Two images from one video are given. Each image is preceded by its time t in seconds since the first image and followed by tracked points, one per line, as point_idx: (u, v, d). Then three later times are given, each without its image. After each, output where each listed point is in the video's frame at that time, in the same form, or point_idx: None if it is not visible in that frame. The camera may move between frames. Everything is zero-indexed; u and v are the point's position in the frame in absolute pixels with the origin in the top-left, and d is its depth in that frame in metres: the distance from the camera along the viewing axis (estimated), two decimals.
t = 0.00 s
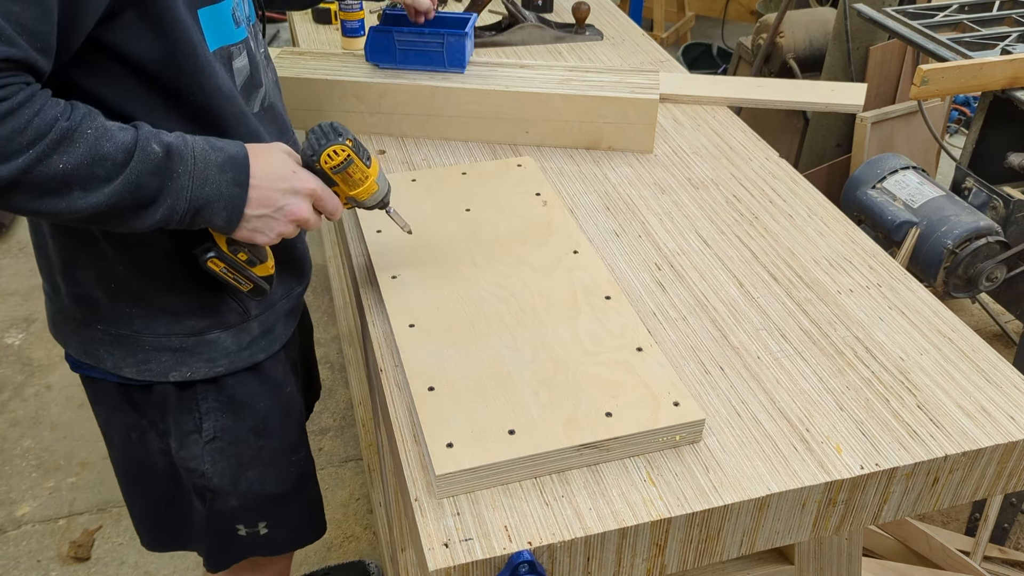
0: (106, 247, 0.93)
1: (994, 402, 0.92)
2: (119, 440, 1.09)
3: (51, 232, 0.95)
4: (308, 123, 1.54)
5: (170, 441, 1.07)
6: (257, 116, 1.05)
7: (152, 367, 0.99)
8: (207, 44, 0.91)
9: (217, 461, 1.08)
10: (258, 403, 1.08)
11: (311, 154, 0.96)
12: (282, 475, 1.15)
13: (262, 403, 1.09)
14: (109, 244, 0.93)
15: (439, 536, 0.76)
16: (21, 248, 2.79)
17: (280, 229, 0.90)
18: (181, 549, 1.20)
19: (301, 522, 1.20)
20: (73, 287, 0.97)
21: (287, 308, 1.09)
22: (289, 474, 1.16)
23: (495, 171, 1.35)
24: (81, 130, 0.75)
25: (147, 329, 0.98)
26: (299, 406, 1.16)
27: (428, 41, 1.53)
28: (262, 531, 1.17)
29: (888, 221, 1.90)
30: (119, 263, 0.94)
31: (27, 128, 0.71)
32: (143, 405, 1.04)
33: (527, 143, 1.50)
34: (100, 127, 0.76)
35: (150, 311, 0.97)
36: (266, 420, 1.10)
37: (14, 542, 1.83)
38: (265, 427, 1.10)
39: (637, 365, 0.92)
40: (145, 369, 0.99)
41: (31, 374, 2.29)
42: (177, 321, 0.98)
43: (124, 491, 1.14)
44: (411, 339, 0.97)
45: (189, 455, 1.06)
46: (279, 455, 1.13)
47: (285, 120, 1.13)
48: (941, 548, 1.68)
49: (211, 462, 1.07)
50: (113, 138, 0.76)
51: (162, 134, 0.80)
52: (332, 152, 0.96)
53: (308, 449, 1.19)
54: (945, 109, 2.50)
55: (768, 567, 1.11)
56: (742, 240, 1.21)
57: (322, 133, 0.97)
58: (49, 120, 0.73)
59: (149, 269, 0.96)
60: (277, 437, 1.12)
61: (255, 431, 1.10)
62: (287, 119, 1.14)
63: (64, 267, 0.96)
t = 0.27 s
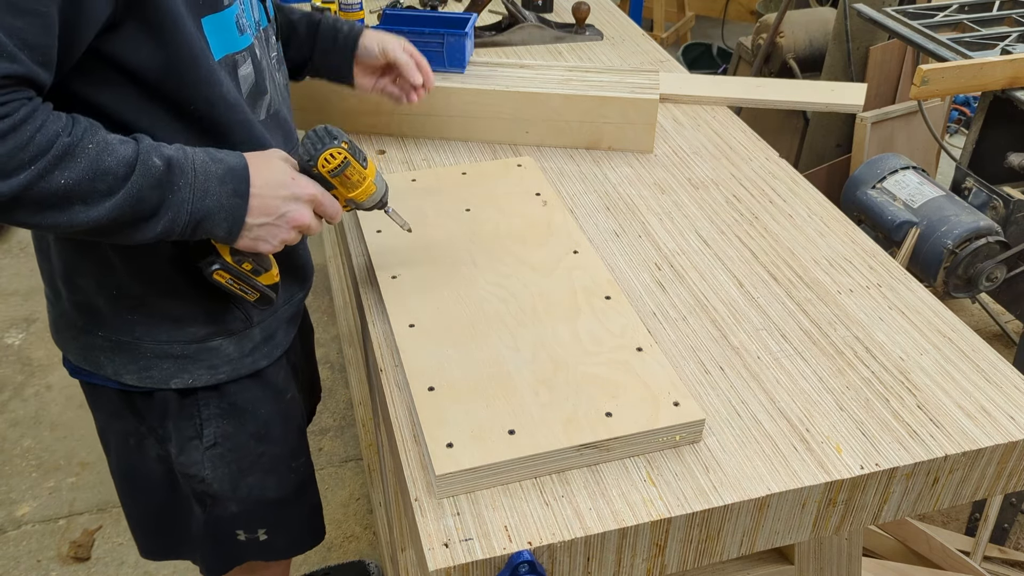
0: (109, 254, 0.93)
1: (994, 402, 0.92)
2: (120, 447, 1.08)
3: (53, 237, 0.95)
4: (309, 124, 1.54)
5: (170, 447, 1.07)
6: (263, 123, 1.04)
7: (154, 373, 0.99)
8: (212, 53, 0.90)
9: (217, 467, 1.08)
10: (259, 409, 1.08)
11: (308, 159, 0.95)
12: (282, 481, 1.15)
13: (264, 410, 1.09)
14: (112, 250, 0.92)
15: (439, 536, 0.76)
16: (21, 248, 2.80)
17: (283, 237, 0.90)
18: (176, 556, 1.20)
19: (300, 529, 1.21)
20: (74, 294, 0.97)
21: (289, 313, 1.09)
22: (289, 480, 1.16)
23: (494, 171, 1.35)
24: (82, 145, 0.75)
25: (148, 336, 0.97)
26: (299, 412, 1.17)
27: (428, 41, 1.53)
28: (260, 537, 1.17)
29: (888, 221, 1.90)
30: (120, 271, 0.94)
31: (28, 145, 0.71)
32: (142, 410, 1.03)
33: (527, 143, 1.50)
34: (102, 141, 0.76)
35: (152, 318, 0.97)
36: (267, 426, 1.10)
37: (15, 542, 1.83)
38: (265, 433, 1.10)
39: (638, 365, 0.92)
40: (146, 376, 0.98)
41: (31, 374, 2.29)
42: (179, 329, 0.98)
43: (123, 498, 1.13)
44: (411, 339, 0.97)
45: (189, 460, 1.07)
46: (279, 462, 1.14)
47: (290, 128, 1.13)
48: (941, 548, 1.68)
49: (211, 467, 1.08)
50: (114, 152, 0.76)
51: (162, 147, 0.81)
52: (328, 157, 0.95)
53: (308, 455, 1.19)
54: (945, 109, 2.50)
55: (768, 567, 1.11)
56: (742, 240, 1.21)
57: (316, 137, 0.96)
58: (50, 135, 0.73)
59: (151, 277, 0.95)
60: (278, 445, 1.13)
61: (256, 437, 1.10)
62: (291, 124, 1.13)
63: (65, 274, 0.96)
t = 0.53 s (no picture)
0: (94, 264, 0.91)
1: (994, 403, 0.92)
2: (107, 457, 1.07)
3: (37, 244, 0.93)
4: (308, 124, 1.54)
5: (161, 455, 1.06)
6: (257, 136, 1.03)
7: (139, 385, 0.97)
8: (207, 63, 0.90)
9: (208, 477, 1.07)
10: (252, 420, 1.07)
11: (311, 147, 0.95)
12: (275, 493, 1.14)
13: (256, 421, 1.07)
14: (97, 256, 0.91)
15: (439, 536, 0.76)
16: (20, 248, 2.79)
17: (299, 228, 0.90)
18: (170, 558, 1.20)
19: (293, 540, 1.20)
20: (59, 301, 0.95)
21: (282, 328, 1.08)
22: (282, 491, 1.15)
23: (494, 171, 1.35)
24: (90, 149, 0.74)
25: (134, 347, 0.96)
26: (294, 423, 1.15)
27: (428, 41, 1.53)
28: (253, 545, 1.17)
29: (887, 221, 1.90)
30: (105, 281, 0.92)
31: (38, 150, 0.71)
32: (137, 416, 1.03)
33: (527, 143, 1.50)
34: (110, 145, 0.76)
35: (138, 330, 0.95)
36: (259, 439, 1.09)
37: (15, 542, 1.83)
38: (257, 445, 1.09)
39: (638, 366, 0.92)
40: (129, 388, 0.97)
41: (31, 374, 2.29)
42: (165, 342, 0.96)
43: (113, 506, 1.12)
44: (412, 339, 0.97)
45: (179, 469, 1.06)
46: (273, 473, 1.12)
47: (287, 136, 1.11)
48: (941, 548, 1.68)
49: (202, 477, 1.07)
50: (122, 155, 0.76)
51: (171, 148, 0.80)
52: (332, 142, 0.95)
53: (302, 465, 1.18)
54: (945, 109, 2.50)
55: (767, 567, 1.11)
56: (742, 240, 1.21)
57: (316, 122, 0.96)
58: (58, 140, 0.73)
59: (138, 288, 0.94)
60: (271, 456, 1.11)
61: (248, 448, 1.08)
62: (287, 133, 1.12)
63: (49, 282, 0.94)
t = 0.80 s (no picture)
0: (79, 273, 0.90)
1: (994, 402, 0.92)
2: (95, 468, 1.06)
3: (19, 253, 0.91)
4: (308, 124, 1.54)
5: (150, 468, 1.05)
6: (257, 149, 1.01)
7: (123, 398, 0.96)
8: (209, 74, 0.88)
9: (197, 490, 1.06)
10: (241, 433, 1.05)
11: (320, 150, 0.96)
12: (266, 506, 1.12)
13: (247, 436, 1.06)
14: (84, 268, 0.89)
15: (439, 536, 0.76)
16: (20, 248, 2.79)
17: (314, 232, 0.89)
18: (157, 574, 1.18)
19: (282, 554, 1.18)
20: (42, 310, 0.93)
21: (275, 344, 1.06)
22: (273, 505, 1.13)
23: (494, 171, 1.35)
24: (111, 160, 0.74)
25: (119, 360, 0.94)
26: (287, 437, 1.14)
27: (428, 41, 1.53)
28: (242, 558, 1.14)
29: (888, 221, 1.90)
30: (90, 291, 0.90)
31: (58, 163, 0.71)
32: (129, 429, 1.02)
33: (527, 143, 1.50)
34: (129, 155, 0.75)
35: (124, 343, 0.94)
36: (251, 452, 1.07)
37: (15, 542, 1.83)
38: (248, 459, 1.07)
39: (638, 366, 0.92)
40: (113, 401, 0.96)
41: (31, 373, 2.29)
42: (150, 355, 0.95)
43: (100, 517, 1.12)
44: (412, 339, 0.97)
45: (167, 483, 1.05)
46: (262, 488, 1.11)
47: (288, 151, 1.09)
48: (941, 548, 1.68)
49: (191, 490, 1.05)
50: (142, 165, 0.76)
51: (189, 156, 0.80)
52: (340, 145, 0.97)
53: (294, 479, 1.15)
54: (945, 109, 2.50)
55: (767, 567, 1.11)
56: (742, 240, 1.21)
57: (325, 126, 0.98)
58: (78, 152, 0.72)
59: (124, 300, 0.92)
60: (261, 470, 1.10)
61: (238, 461, 1.07)
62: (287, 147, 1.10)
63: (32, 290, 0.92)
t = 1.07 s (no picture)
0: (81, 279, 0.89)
1: (994, 402, 0.92)
2: (92, 478, 1.04)
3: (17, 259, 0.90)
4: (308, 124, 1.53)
5: (149, 478, 1.04)
6: (265, 155, 1.02)
7: (123, 406, 0.95)
8: (218, 79, 0.87)
9: (198, 498, 1.04)
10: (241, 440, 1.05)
11: (333, 161, 0.99)
12: (265, 513, 1.12)
13: (249, 443, 1.06)
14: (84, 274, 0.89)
15: (439, 536, 0.76)
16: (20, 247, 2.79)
17: (323, 243, 0.90)
18: None
19: (281, 560, 1.17)
20: (41, 316, 0.91)
21: (275, 351, 1.06)
22: (272, 512, 1.13)
23: (494, 171, 1.35)
24: (126, 168, 0.73)
25: (120, 367, 0.94)
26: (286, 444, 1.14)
27: (428, 41, 1.53)
28: (243, 565, 1.13)
29: (888, 221, 1.90)
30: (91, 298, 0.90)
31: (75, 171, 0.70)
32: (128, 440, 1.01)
33: (527, 143, 1.50)
34: (144, 163, 0.75)
35: (125, 351, 0.93)
36: (251, 460, 1.07)
37: (15, 542, 1.83)
38: (249, 466, 1.07)
39: (637, 366, 0.92)
40: (113, 409, 0.95)
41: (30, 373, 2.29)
42: (151, 364, 0.95)
43: (94, 528, 1.09)
44: (412, 339, 0.97)
45: (167, 491, 1.04)
46: (263, 495, 1.10)
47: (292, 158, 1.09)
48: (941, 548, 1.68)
49: (192, 498, 1.04)
50: (157, 173, 0.75)
51: (201, 165, 0.80)
52: (353, 158, 0.99)
53: (293, 486, 1.16)
54: (945, 109, 2.50)
55: (767, 567, 1.11)
56: (742, 240, 1.21)
57: (338, 138, 1.00)
58: (95, 160, 0.71)
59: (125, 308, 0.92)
60: (262, 478, 1.09)
61: (238, 468, 1.06)
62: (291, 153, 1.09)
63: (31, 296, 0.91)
